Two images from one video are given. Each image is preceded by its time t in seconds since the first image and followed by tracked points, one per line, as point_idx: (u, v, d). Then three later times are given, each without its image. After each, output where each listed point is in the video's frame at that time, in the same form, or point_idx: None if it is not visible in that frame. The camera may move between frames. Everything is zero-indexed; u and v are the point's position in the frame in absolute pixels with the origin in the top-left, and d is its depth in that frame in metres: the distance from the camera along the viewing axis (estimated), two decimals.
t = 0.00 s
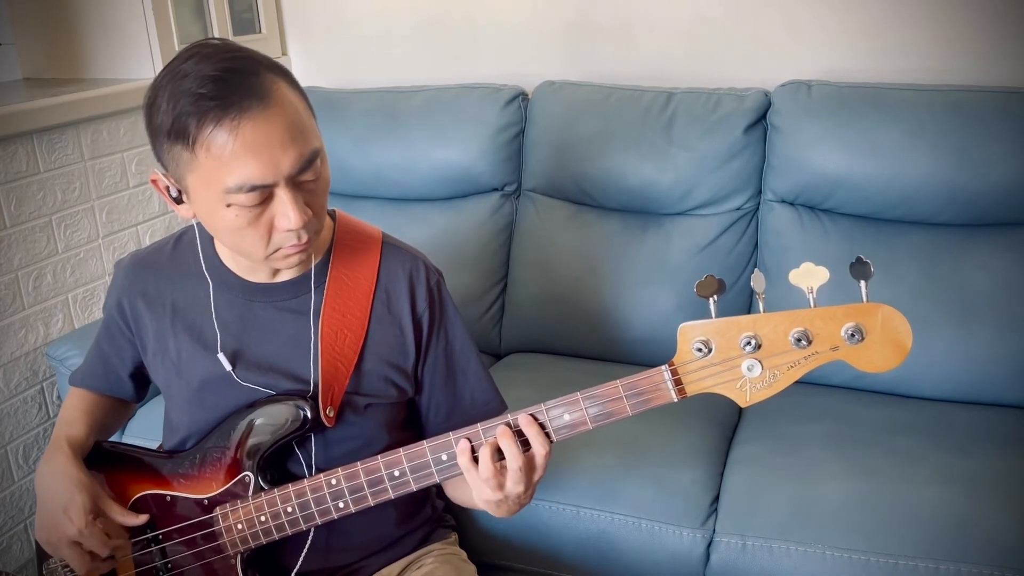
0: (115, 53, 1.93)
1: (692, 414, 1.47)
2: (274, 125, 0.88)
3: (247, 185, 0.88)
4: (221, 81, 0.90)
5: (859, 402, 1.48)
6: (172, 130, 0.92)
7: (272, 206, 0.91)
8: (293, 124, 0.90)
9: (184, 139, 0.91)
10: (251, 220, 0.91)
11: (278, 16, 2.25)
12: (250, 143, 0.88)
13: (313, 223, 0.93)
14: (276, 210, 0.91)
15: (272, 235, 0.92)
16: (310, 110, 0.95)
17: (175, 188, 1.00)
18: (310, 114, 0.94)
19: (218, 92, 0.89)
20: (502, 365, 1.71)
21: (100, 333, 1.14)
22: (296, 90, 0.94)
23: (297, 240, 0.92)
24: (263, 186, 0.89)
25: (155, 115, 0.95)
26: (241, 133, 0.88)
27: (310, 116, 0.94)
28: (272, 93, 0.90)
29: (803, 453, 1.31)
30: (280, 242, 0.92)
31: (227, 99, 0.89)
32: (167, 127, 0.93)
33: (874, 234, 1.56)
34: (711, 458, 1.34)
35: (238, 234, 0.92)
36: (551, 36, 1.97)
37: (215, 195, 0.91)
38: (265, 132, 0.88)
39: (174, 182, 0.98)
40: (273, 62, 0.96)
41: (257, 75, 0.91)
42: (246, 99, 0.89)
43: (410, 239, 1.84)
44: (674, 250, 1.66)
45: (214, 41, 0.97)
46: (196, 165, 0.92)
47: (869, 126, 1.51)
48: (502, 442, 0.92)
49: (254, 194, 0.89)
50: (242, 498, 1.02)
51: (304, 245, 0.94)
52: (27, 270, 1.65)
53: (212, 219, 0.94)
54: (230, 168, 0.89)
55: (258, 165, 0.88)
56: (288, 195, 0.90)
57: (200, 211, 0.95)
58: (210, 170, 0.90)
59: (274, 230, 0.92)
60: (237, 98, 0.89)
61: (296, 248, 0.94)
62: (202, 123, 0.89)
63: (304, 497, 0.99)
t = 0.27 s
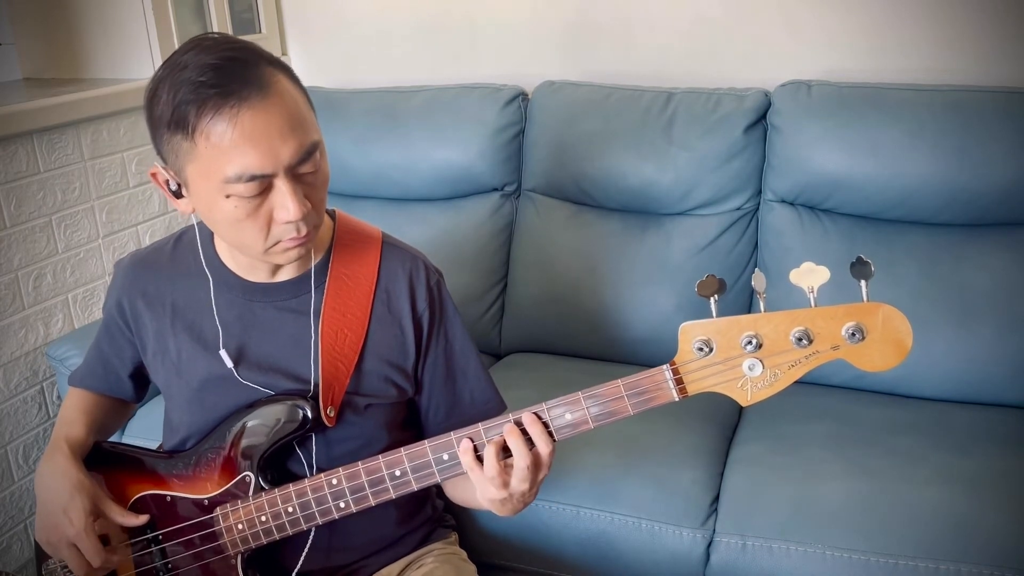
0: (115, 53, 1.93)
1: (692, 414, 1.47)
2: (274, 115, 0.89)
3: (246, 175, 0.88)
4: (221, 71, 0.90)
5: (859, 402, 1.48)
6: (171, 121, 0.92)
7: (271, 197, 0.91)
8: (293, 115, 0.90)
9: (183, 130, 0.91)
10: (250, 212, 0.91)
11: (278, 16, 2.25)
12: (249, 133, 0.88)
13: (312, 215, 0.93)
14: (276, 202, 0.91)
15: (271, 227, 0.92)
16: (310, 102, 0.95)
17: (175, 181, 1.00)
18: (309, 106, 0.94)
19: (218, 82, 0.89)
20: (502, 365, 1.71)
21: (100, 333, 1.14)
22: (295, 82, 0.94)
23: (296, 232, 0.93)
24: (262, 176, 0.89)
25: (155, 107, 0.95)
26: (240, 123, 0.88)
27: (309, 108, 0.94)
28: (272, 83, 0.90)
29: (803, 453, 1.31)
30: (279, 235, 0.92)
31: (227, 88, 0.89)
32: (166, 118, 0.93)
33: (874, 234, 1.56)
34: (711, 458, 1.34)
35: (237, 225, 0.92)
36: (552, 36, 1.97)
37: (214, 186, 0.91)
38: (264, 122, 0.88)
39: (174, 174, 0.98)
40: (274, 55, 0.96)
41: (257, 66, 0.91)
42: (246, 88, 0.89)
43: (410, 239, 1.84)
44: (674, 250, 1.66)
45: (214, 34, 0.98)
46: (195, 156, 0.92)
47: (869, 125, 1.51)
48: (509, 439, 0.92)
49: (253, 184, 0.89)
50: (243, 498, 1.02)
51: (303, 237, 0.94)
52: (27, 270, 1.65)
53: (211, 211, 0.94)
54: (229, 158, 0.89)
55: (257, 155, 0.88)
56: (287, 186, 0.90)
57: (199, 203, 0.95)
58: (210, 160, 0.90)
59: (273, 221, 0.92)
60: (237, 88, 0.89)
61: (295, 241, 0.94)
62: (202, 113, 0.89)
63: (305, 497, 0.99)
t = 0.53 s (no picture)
0: (115, 53, 1.92)
1: (692, 414, 1.47)
2: (283, 134, 0.88)
3: (256, 194, 0.88)
4: (230, 89, 0.90)
5: (859, 402, 1.48)
6: (179, 138, 0.92)
7: (281, 215, 0.91)
8: (302, 133, 0.89)
9: (192, 148, 0.91)
10: (259, 229, 0.91)
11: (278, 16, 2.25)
12: (259, 152, 0.88)
13: (321, 231, 0.93)
14: (285, 219, 0.91)
15: (280, 243, 0.92)
16: (318, 116, 0.95)
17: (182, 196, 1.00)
18: (318, 121, 0.94)
19: (227, 101, 0.89)
20: (502, 365, 1.71)
21: (100, 333, 1.14)
22: (304, 97, 0.94)
23: (305, 248, 0.93)
24: (272, 194, 0.88)
25: (162, 123, 0.94)
26: (249, 142, 0.88)
27: (318, 123, 0.94)
28: (281, 101, 0.90)
29: (803, 453, 1.31)
30: (288, 251, 0.93)
31: (236, 107, 0.88)
32: (174, 135, 0.93)
33: (874, 234, 1.56)
34: (711, 458, 1.34)
35: (246, 242, 0.93)
36: (552, 36, 1.97)
37: (223, 204, 0.91)
38: (273, 141, 0.88)
39: (181, 189, 0.98)
40: (281, 69, 0.95)
41: (266, 83, 0.90)
42: (255, 107, 0.88)
43: (410, 238, 1.84)
44: (674, 250, 1.66)
45: (221, 48, 0.97)
46: (204, 173, 0.92)
47: (869, 126, 1.51)
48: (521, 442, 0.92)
49: (263, 203, 0.89)
50: (244, 499, 1.02)
51: (311, 253, 0.94)
52: (27, 270, 1.65)
53: (220, 227, 0.94)
54: (238, 177, 0.88)
55: (267, 174, 0.88)
56: (297, 204, 0.90)
57: (207, 219, 0.95)
58: (219, 178, 0.90)
59: (282, 238, 0.92)
60: (246, 106, 0.88)
61: (304, 256, 0.94)
62: (210, 132, 0.89)
63: (305, 498, 0.99)
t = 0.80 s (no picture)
0: (115, 53, 1.92)
1: (692, 414, 1.47)
2: (286, 140, 0.88)
3: (258, 201, 0.88)
4: (233, 95, 0.90)
5: (859, 402, 1.48)
6: (181, 144, 0.92)
7: (283, 221, 0.91)
8: (305, 140, 0.90)
9: (194, 153, 0.91)
10: (261, 234, 0.91)
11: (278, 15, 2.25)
12: (262, 159, 0.88)
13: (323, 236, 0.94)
14: (287, 225, 0.91)
15: (282, 249, 0.93)
16: (322, 122, 0.95)
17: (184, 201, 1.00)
18: (321, 127, 0.94)
19: (230, 107, 0.89)
20: (502, 365, 1.71)
21: (100, 333, 1.14)
22: (307, 102, 0.94)
23: (307, 254, 0.93)
24: (274, 201, 0.89)
25: (165, 127, 0.94)
26: (252, 149, 0.88)
27: (321, 129, 0.94)
28: (284, 107, 0.90)
29: (803, 453, 1.31)
30: (290, 256, 0.93)
31: (240, 114, 0.88)
32: (177, 141, 0.93)
33: (874, 234, 1.56)
34: (711, 458, 1.34)
35: (247, 247, 0.93)
36: (552, 36, 1.97)
37: (224, 210, 0.91)
38: (276, 148, 0.88)
39: (182, 193, 0.98)
40: (285, 75, 0.96)
41: (269, 89, 0.91)
42: (259, 114, 0.88)
43: (410, 238, 1.84)
44: (674, 250, 1.66)
45: (225, 52, 0.97)
46: (205, 179, 0.92)
47: (869, 126, 1.51)
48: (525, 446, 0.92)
49: (265, 209, 0.89)
50: (245, 499, 1.02)
51: (313, 258, 0.94)
52: (27, 270, 1.65)
53: (221, 233, 0.94)
54: (241, 183, 0.88)
55: (269, 181, 0.88)
56: (299, 211, 0.90)
57: (209, 224, 0.95)
58: (221, 184, 0.90)
59: (284, 244, 0.92)
60: (249, 113, 0.88)
61: (306, 261, 0.94)
62: (213, 138, 0.89)
63: (306, 499, 0.99)
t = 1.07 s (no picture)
0: (115, 53, 1.92)
1: (692, 414, 1.47)
2: (277, 129, 0.88)
3: (249, 188, 0.88)
4: (226, 84, 0.90)
5: (859, 402, 1.48)
6: (175, 133, 0.92)
7: (274, 210, 0.90)
8: (297, 129, 0.90)
9: (186, 142, 0.91)
10: (252, 224, 0.91)
11: (278, 15, 2.25)
12: (253, 146, 0.88)
13: (315, 228, 0.93)
14: (278, 215, 0.90)
15: (273, 240, 0.92)
16: (316, 114, 0.95)
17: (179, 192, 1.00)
18: (315, 118, 0.94)
19: (222, 95, 0.89)
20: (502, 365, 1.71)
21: (100, 333, 1.14)
22: (301, 94, 0.94)
23: (298, 246, 0.93)
24: (264, 190, 0.88)
25: (159, 116, 0.95)
26: (243, 136, 0.88)
27: (315, 121, 0.94)
28: (277, 97, 0.90)
29: (803, 453, 1.31)
30: (281, 247, 0.93)
31: (232, 101, 0.88)
32: (170, 130, 0.93)
33: (874, 234, 1.56)
34: (711, 458, 1.34)
35: (239, 238, 0.93)
36: (551, 36, 1.97)
37: (216, 199, 0.91)
38: (267, 136, 0.88)
39: (177, 184, 0.98)
40: (280, 67, 0.96)
41: (262, 78, 0.91)
42: (250, 102, 0.88)
43: (410, 239, 1.84)
44: (674, 250, 1.66)
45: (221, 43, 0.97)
46: (198, 168, 0.92)
47: (868, 126, 1.51)
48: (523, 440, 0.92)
49: (256, 198, 0.89)
50: (245, 497, 1.02)
51: (305, 250, 0.94)
52: (27, 270, 1.65)
53: (214, 223, 0.94)
54: (232, 171, 0.88)
55: (260, 169, 0.88)
56: (290, 200, 0.89)
57: (202, 214, 0.96)
58: (212, 172, 0.90)
59: (276, 234, 0.92)
60: (241, 101, 0.88)
61: (297, 253, 0.94)
62: (205, 126, 0.89)
63: (306, 496, 0.99)
